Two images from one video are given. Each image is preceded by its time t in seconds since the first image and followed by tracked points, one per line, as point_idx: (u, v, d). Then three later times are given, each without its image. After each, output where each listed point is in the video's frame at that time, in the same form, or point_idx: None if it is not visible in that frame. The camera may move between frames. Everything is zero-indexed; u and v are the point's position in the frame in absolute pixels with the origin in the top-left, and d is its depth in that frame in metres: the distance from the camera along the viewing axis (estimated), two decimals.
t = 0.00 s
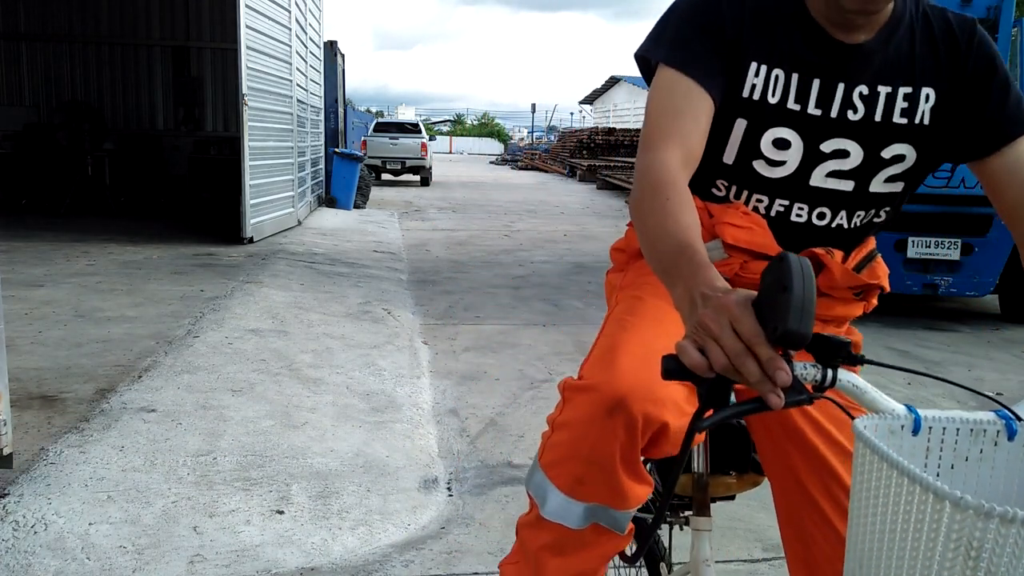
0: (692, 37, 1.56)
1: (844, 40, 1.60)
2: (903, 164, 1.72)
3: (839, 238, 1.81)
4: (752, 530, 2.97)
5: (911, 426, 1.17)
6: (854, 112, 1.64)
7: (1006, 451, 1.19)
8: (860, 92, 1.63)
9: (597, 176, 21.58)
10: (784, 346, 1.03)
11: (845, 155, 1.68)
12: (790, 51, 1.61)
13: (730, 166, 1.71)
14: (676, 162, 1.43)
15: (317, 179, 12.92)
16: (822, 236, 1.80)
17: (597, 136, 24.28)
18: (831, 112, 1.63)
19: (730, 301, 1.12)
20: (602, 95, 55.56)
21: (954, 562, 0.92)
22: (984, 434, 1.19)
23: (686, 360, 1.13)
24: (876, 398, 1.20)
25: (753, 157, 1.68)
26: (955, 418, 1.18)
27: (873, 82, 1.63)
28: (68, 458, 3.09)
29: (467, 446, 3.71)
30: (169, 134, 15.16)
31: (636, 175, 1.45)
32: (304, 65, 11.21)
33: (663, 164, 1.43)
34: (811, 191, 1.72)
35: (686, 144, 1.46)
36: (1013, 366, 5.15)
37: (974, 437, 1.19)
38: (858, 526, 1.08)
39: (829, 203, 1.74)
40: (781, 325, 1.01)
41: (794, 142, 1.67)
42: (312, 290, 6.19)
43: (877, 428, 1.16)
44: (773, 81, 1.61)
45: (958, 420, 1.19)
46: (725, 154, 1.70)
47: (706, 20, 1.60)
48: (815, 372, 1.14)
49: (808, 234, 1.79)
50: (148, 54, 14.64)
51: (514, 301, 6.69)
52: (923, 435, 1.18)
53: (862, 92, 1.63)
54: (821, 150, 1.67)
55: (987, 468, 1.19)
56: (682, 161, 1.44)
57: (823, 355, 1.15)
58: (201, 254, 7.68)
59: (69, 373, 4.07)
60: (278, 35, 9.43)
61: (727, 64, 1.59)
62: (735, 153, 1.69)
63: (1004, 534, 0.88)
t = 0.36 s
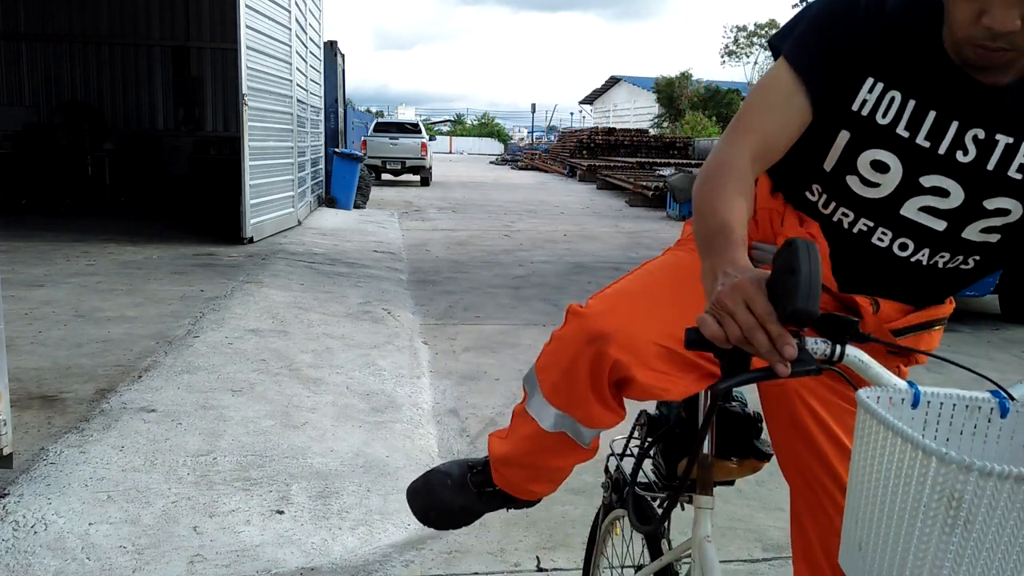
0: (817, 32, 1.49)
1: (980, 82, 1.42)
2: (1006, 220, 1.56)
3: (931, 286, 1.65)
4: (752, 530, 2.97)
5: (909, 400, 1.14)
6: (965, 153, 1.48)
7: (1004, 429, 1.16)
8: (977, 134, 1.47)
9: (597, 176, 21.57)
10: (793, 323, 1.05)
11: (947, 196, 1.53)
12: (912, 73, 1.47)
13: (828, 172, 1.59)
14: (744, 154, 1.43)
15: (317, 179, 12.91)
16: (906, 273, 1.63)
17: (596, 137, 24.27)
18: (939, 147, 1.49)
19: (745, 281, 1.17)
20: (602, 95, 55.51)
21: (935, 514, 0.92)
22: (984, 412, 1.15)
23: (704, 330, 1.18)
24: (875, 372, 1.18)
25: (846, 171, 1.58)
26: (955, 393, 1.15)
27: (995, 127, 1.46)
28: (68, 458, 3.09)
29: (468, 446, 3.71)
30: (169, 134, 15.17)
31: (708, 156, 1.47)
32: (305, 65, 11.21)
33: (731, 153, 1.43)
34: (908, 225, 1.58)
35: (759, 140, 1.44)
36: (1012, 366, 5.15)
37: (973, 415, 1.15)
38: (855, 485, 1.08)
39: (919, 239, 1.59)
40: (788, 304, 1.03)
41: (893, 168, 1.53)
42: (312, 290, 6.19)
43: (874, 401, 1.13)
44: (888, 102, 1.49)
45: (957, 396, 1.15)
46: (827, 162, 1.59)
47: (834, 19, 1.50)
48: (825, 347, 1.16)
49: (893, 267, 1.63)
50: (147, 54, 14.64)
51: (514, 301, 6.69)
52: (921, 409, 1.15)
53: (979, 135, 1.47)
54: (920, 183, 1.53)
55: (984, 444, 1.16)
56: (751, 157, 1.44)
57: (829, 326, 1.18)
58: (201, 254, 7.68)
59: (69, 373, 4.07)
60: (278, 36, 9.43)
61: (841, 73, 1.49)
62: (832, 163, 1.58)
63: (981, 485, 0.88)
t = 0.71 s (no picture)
0: (855, 45, 1.55)
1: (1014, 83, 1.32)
2: None
3: (1005, 296, 1.50)
4: (751, 530, 2.98)
5: (862, 396, 1.22)
6: (1008, 163, 1.37)
7: (954, 421, 1.23)
8: (1020, 142, 1.35)
9: (597, 176, 21.54)
10: (738, 332, 1.08)
11: (994, 205, 1.40)
12: (949, 81, 1.41)
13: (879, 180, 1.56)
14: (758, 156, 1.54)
15: (317, 179, 12.91)
16: (970, 285, 1.50)
17: (596, 137, 24.25)
18: (980, 159, 1.38)
19: (694, 286, 1.20)
20: (602, 95, 55.48)
21: (872, 512, 0.96)
22: (934, 404, 1.22)
23: (656, 334, 1.26)
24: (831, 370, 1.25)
25: (892, 183, 1.52)
26: (905, 388, 1.22)
27: None
28: (68, 458, 3.09)
29: (468, 446, 3.71)
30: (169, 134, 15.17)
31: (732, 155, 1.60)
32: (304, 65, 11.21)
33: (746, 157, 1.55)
34: (949, 229, 1.47)
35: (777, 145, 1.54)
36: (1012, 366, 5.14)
37: (923, 407, 1.22)
38: (806, 487, 1.12)
39: (963, 246, 1.46)
40: (731, 314, 1.06)
41: (933, 181, 1.44)
42: (312, 290, 6.19)
43: (828, 397, 1.20)
44: (925, 112, 1.44)
45: (908, 390, 1.22)
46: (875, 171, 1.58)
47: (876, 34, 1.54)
48: (775, 347, 1.17)
49: (945, 277, 1.51)
50: (148, 54, 14.64)
51: (514, 301, 6.70)
52: (875, 404, 1.22)
53: None
54: (964, 193, 1.42)
55: (935, 434, 1.23)
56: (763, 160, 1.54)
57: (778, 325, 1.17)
58: (201, 254, 7.68)
59: (69, 373, 4.07)
60: (278, 35, 9.43)
61: (875, 84, 1.52)
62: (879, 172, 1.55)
63: (913, 483, 0.92)
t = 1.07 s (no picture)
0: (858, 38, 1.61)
1: (996, 48, 1.32)
2: None
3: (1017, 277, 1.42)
4: (752, 530, 2.98)
5: (864, 402, 1.18)
6: (1000, 126, 1.35)
7: (962, 427, 1.18)
8: (1011, 105, 1.33)
9: (597, 176, 21.54)
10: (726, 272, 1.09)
11: (987, 170, 1.39)
12: (942, 61, 1.44)
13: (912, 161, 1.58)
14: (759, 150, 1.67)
15: (317, 179, 12.91)
16: (980, 258, 1.47)
17: (596, 137, 24.24)
18: (979, 125, 1.38)
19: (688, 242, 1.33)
20: (602, 95, 55.46)
21: (863, 521, 0.95)
22: (940, 411, 1.18)
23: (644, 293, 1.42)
24: (834, 376, 1.23)
25: (917, 161, 1.55)
26: (909, 394, 1.18)
27: None
28: (68, 458, 3.09)
29: (468, 446, 3.71)
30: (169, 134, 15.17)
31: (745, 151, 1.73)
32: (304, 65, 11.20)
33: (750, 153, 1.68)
34: (957, 200, 1.48)
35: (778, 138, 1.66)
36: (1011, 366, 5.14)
37: (929, 414, 1.18)
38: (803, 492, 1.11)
39: (970, 216, 1.46)
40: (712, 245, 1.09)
41: (942, 155, 1.46)
42: (312, 290, 6.19)
43: (827, 401, 1.17)
44: (924, 94, 1.48)
45: (913, 396, 1.19)
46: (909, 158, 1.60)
47: (873, 28, 1.60)
48: (772, 353, 1.28)
49: (973, 257, 1.48)
50: (148, 55, 14.63)
51: (514, 301, 6.70)
52: (877, 411, 1.19)
53: (1016, 105, 1.33)
54: (965, 161, 1.42)
55: (942, 443, 1.19)
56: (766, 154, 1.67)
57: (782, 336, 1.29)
58: (201, 254, 7.68)
59: (69, 373, 4.07)
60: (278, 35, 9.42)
61: (874, 72, 1.58)
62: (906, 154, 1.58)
63: (904, 492, 0.90)
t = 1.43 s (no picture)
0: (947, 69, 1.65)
1: None
2: None
3: None
4: (751, 531, 2.98)
5: (821, 403, 1.22)
6: None
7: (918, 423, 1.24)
8: None
9: (597, 176, 21.52)
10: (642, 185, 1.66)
11: None
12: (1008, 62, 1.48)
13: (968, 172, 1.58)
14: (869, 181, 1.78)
15: (317, 179, 12.90)
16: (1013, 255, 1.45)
17: (596, 137, 24.19)
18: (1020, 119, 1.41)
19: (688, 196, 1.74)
20: (602, 95, 55.42)
21: (825, 530, 0.98)
22: (895, 408, 1.23)
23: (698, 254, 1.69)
24: (790, 378, 1.25)
25: (971, 165, 1.56)
26: (863, 393, 1.22)
27: None
28: (68, 458, 3.09)
29: (468, 446, 3.71)
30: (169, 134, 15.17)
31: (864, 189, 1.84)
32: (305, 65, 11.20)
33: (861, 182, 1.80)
34: (996, 198, 1.48)
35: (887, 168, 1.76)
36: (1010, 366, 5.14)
37: (883, 411, 1.23)
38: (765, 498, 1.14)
39: (1006, 210, 1.46)
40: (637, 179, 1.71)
41: (991, 151, 1.48)
42: (312, 290, 6.19)
43: (785, 405, 1.20)
44: (981, 95, 1.51)
45: (868, 396, 1.22)
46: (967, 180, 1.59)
47: (961, 54, 1.62)
48: (728, 359, 1.29)
49: (1008, 255, 1.46)
50: (148, 55, 14.63)
51: (514, 301, 6.70)
52: (833, 412, 1.22)
53: None
54: (1007, 155, 1.44)
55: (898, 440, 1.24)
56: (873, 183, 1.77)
57: (735, 338, 1.28)
58: (201, 254, 7.68)
59: (69, 373, 4.07)
60: (278, 36, 9.43)
61: (950, 102, 1.62)
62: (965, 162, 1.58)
63: (864, 501, 0.94)
